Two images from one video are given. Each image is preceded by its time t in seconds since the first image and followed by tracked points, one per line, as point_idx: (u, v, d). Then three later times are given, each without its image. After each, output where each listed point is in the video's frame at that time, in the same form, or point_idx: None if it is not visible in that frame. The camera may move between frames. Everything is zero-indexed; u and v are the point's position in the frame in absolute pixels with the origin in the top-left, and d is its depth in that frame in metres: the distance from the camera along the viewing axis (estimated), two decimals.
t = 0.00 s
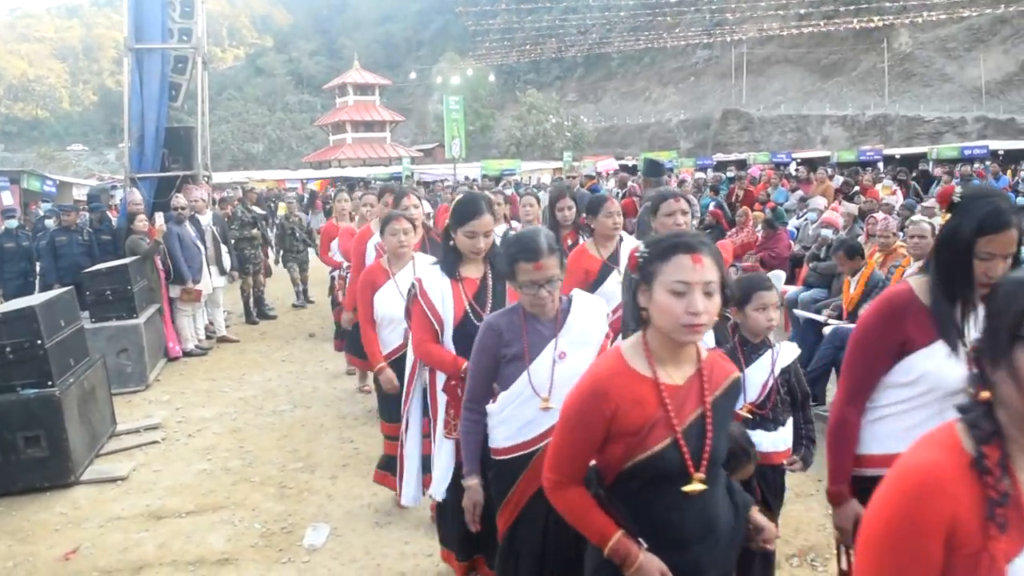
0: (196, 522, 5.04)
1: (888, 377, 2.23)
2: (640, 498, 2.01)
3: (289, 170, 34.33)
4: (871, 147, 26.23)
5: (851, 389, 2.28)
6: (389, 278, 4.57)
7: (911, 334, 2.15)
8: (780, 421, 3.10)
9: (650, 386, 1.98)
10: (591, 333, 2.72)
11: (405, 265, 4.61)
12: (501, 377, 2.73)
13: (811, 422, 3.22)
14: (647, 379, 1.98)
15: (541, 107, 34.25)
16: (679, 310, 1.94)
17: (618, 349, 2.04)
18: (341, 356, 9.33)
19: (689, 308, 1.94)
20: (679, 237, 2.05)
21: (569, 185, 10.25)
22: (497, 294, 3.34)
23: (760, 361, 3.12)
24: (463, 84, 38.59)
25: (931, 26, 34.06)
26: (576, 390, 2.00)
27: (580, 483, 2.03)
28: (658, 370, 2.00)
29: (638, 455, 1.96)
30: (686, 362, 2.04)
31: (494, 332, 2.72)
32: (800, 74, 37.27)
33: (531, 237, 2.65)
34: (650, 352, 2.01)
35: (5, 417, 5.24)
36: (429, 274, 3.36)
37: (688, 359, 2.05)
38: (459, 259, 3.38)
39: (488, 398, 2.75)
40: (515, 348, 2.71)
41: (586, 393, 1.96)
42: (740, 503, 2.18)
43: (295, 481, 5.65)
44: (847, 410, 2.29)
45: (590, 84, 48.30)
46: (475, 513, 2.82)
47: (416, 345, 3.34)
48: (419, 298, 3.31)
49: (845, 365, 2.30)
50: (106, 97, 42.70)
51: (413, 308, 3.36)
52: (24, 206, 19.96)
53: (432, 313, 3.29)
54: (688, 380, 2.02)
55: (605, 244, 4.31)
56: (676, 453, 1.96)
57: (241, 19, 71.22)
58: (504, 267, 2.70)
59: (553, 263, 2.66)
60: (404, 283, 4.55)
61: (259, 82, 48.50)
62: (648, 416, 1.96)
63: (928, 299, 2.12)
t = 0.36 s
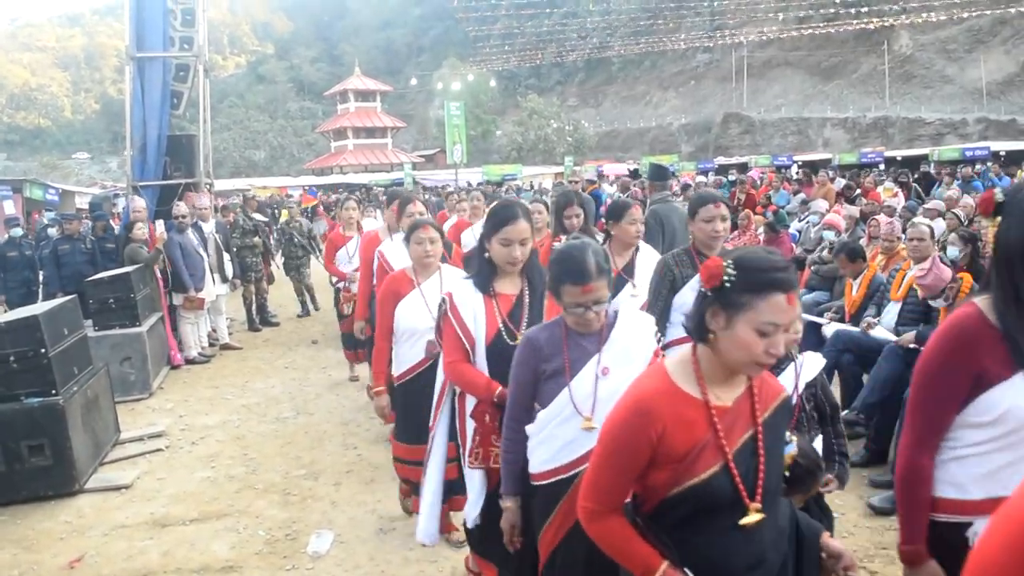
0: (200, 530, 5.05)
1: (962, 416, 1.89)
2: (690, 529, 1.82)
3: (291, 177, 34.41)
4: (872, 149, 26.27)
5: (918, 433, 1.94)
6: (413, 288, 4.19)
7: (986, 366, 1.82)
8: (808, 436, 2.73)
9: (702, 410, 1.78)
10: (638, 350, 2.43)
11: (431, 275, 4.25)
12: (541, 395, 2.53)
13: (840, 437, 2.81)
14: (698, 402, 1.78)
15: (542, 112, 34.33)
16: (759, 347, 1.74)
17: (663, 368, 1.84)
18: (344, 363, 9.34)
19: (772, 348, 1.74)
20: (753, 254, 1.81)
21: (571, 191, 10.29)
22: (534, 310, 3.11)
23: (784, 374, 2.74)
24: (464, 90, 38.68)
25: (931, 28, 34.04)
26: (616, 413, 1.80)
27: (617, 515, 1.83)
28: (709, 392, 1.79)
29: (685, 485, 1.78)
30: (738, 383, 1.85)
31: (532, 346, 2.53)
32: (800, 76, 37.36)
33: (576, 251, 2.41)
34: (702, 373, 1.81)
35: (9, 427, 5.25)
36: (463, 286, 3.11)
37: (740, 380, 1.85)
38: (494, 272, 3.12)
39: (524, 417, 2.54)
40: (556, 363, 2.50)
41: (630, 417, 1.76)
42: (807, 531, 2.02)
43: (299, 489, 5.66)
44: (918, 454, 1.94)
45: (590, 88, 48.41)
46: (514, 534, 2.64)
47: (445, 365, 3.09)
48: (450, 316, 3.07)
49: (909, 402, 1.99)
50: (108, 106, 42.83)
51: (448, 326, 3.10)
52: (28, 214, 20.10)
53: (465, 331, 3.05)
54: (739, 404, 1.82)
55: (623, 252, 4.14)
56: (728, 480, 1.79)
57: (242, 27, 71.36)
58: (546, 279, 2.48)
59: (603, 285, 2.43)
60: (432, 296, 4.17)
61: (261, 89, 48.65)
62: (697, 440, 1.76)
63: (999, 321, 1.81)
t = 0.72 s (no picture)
0: (188, 532, 5.03)
1: None
2: None
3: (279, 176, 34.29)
4: (859, 147, 26.40)
5: (985, 444, 1.79)
6: (421, 293, 4.16)
7: None
8: (842, 461, 2.51)
9: (725, 453, 1.61)
10: (655, 368, 2.38)
11: (439, 280, 4.19)
12: (554, 419, 2.41)
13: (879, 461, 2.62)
14: (720, 444, 1.61)
15: (530, 111, 34.32)
16: (791, 381, 1.57)
17: (677, 403, 1.67)
18: (333, 363, 9.32)
19: (805, 380, 1.58)
20: (780, 273, 1.63)
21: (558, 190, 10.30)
22: (550, 316, 2.92)
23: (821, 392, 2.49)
24: (452, 89, 38.65)
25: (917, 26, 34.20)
26: (629, 459, 1.63)
27: (634, 572, 1.67)
28: (730, 429, 1.62)
29: (712, 541, 1.61)
30: (763, 418, 1.68)
31: (545, 365, 2.41)
32: (788, 74, 37.49)
33: (588, 250, 2.35)
34: (721, 408, 1.64)
35: None
36: (471, 292, 3.00)
37: (765, 413, 1.68)
38: (510, 274, 2.99)
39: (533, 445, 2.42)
40: (571, 382, 2.39)
41: (644, 463, 1.59)
42: None
43: (287, 489, 5.65)
44: (984, 473, 1.80)
45: (578, 87, 48.41)
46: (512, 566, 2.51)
47: (455, 374, 2.98)
48: (460, 321, 2.94)
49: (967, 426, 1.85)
50: (94, 105, 42.52)
51: (456, 332, 2.98)
52: (13, 215, 19.94)
53: (473, 336, 2.93)
54: (765, 441, 1.65)
55: (643, 252, 3.99)
56: (759, 529, 1.62)
57: (229, 26, 70.96)
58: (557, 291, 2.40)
59: (613, 282, 2.35)
60: (439, 302, 4.12)
61: (248, 88, 48.45)
62: (722, 487, 1.59)
63: None
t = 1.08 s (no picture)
0: (178, 534, 5.00)
1: None
2: None
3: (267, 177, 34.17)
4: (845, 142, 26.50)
5: None
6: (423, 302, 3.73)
7: None
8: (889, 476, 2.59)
9: (765, 496, 1.39)
10: (669, 370, 2.22)
11: (439, 285, 3.79)
12: (565, 440, 2.19)
13: (922, 473, 2.66)
14: (760, 485, 1.39)
15: (518, 109, 34.30)
16: (844, 412, 1.37)
17: (702, 435, 1.46)
18: (324, 363, 9.30)
19: (861, 411, 1.37)
20: (830, 281, 1.41)
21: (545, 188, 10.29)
22: (555, 326, 2.70)
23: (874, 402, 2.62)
24: (440, 88, 38.61)
25: (902, 21, 34.36)
26: (653, 503, 1.42)
27: None
28: (768, 465, 1.41)
29: None
30: (801, 449, 1.46)
31: (545, 382, 2.18)
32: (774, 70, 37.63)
33: (582, 244, 2.28)
34: (760, 444, 1.42)
35: None
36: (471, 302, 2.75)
37: (803, 442, 1.46)
38: (506, 284, 2.80)
39: (548, 473, 2.17)
40: (575, 400, 2.18)
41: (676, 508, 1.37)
42: None
43: (277, 490, 5.63)
44: None
45: (566, 85, 48.42)
46: None
47: (456, 399, 2.68)
48: (458, 338, 2.67)
49: None
50: (80, 107, 42.26)
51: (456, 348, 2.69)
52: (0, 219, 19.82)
53: (476, 355, 2.65)
54: (809, 477, 1.44)
55: (648, 254, 3.85)
56: None
57: (216, 25, 70.68)
58: (549, 289, 2.28)
59: (607, 266, 2.24)
60: (443, 310, 3.70)
61: (235, 89, 48.27)
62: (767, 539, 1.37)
63: None
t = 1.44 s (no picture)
0: (181, 535, 5.01)
1: None
2: None
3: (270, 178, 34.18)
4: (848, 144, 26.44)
5: None
6: (449, 310, 3.65)
7: None
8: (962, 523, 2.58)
9: (896, 556, 1.37)
10: (716, 380, 2.17)
11: (464, 292, 3.72)
12: (600, 464, 2.14)
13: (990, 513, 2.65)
14: (889, 546, 1.37)
15: (521, 111, 34.28)
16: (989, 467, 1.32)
17: (820, 482, 1.45)
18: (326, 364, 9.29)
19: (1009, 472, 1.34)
20: (982, 307, 1.34)
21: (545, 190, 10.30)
22: (587, 345, 2.63)
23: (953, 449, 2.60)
24: (442, 89, 38.61)
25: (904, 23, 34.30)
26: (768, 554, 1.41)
27: None
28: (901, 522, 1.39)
29: None
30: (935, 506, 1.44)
31: (585, 403, 2.13)
32: (777, 72, 37.59)
33: (621, 257, 2.24)
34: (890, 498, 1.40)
35: None
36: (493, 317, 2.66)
37: (936, 500, 1.44)
38: (535, 296, 2.72)
39: (587, 495, 2.14)
40: (612, 422, 2.12)
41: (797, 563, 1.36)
42: None
43: (279, 492, 5.63)
44: None
45: (569, 86, 48.38)
46: None
47: (480, 424, 2.59)
48: (481, 355, 2.58)
49: None
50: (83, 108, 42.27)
51: (477, 367, 2.60)
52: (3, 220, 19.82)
53: (497, 370, 2.55)
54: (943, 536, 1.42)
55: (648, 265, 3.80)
56: None
57: (219, 26, 70.66)
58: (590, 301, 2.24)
59: (647, 274, 2.19)
60: (468, 321, 3.65)
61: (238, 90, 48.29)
62: None
63: None
